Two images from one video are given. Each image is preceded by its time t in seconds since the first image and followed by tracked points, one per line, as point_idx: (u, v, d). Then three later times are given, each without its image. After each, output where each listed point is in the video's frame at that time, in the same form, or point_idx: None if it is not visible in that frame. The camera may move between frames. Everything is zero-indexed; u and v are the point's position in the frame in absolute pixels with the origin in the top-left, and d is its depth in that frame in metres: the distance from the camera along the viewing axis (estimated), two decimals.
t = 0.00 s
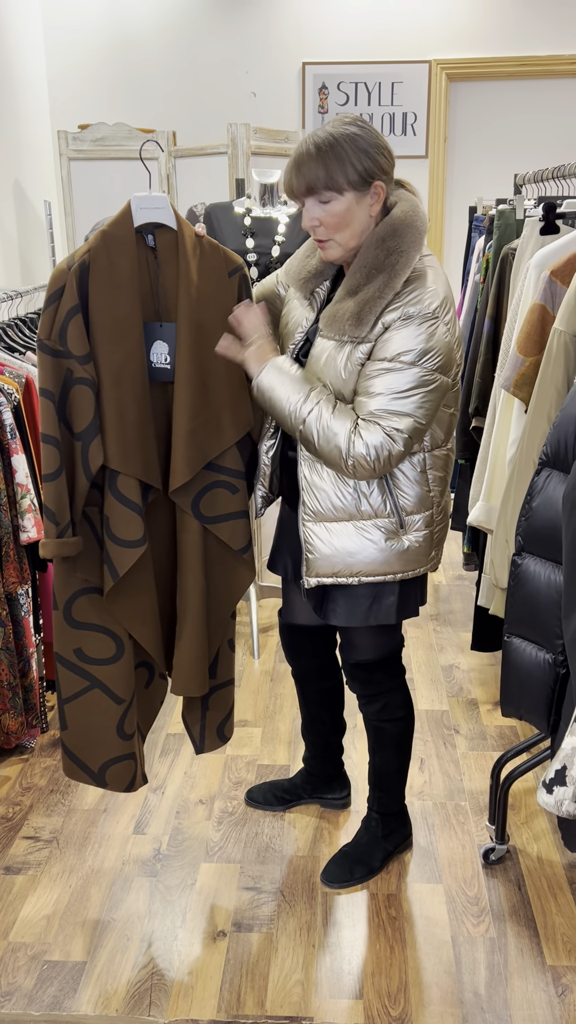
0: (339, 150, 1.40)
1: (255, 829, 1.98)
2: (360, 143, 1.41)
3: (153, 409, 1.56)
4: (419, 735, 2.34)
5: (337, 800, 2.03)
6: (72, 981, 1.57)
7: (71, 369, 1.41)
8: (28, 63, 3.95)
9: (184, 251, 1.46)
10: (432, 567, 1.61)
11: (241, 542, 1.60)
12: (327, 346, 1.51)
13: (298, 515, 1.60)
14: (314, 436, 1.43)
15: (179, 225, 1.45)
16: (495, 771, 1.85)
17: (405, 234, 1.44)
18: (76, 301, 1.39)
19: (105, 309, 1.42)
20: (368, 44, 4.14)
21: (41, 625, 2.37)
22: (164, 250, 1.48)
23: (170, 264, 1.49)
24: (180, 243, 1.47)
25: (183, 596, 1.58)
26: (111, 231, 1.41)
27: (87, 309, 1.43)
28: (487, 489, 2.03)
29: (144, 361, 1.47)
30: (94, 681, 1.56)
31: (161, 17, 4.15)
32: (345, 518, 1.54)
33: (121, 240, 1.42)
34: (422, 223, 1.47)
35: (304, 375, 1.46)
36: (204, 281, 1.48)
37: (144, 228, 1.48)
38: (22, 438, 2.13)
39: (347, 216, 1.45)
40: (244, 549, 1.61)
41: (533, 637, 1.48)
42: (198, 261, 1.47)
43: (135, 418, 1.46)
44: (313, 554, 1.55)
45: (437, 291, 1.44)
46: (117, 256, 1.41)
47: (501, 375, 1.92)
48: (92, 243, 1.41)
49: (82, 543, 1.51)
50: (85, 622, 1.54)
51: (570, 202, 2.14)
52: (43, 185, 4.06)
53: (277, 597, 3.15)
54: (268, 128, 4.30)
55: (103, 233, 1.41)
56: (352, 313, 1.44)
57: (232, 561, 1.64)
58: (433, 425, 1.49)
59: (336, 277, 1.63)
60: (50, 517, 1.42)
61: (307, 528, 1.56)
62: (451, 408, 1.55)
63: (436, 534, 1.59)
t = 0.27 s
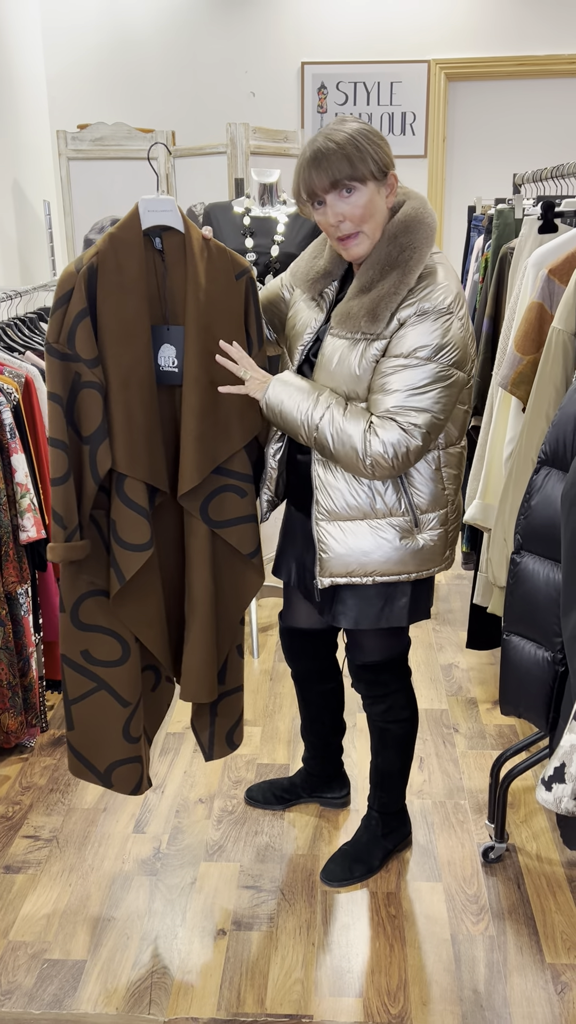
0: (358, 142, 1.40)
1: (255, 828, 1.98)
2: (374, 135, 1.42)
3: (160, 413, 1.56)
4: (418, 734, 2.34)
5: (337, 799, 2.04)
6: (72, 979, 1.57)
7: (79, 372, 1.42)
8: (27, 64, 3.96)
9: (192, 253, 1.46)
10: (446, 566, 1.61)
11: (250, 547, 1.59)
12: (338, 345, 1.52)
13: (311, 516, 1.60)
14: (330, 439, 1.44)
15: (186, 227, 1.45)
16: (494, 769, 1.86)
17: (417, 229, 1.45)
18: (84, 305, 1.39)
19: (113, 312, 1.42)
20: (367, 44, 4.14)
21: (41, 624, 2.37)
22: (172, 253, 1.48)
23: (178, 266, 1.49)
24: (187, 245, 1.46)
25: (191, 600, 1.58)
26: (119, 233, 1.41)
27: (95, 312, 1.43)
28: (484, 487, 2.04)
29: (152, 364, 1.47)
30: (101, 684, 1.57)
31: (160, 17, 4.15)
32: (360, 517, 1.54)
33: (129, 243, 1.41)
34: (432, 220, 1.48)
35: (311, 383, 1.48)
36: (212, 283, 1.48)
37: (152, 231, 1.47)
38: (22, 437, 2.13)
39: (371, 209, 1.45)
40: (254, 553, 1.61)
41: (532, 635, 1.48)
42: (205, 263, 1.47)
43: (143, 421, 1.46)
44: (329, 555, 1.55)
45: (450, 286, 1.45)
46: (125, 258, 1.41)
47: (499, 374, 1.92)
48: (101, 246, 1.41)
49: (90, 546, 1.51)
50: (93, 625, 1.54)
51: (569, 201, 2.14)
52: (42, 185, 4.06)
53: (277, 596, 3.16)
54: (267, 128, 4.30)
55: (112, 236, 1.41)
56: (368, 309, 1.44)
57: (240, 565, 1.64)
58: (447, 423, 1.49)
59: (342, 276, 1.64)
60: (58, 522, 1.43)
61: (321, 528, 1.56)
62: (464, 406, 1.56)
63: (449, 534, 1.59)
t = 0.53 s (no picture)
0: (369, 140, 1.41)
1: (255, 827, 1.98)
2: (385, 134, 1.43)
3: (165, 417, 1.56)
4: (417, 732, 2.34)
5: (336, 799, 2.04)
6: (71, 978, 1.57)
7: (85, 377, 1.41)
8: (25, 64, 3.96)
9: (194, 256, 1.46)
10: (456, 565, 1.61)
11: (260, 551, 1.59)
12: (349, 345, 1.52)
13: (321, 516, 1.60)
14: (344, 438, 1.44)
15: (189, 230, 1.45)
16: (493, 767, 1.86)
17: (426, 226, 1.46)
18: (89, 310, 1.39)
19: (116, 316, 1.42)
20: (365, 44, 4.14)
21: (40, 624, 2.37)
22: (175, 256, 1.48)
23: (180, 269, 1.49)
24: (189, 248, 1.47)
25: (202, 605, 1.58)
26: (122, 237, 1.41)
27: (99, 316, 1.43)
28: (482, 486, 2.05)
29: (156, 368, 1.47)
30: (111, 689, 1.57)
31: (158, 17, 4.15)
32: (372, 516, 1.54)
33: (131, 247, 1.42)
34: (439, 219, 1.48)
35: (323, 383, 1.48)
36: (215, 286, 1.48)
37: (154, 234, 1.47)
38: (21, 437, 2.13)
39: (379, 208, 1.46)
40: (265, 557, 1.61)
41: (530, 633, 1.49)
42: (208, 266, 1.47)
43: (148, 425, 1.47)
44: (341, 555, 1.55)
45: (462, 284, 1.46)
46: (128, 262, 1.42)
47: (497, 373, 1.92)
48: (103, 250, 1.41)
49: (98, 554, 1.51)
50: (102, 631, 1.54)
51: (567, 200, 2.13)
52: (41, 185, 4.06)
53: (276, 595, 3.16)
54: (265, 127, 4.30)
55: (114, 240, 1.41)
56: (380, 308, 1.44)
57: (250, 568, 1.64)
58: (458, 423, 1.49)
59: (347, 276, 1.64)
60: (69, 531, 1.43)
61: (332, 528, 1.56)
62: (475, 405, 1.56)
63: (458, 535, 1.59)
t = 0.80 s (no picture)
0: (360, 147, 1.40)
1: (254, 826, 1.99)
2: (383, 137, 1.41)
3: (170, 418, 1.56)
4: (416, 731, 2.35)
5: (335, 798, 2.04)
6: (71, 977, 1.58)
7: (90, 377, 1.41)
8: (24, 63, 3.95)
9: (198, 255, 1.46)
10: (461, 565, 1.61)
11: (267, 555, 1.60)
12: (353, 345, 1.51)
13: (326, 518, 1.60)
14: (352, 441, 1.44)
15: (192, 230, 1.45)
16: (492, 766, 1.86)
17: (431, 226, 1.45)
18: (94, 310, 1.39)
19: (121, 316, 1.42)
20: (363, 44, 4.14)
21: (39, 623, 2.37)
22: (178, 256, 1.49)
23: (184, 269, 1.49)
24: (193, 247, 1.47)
25: (210, 609, 1.58)
26: (125, 237, 1.42)
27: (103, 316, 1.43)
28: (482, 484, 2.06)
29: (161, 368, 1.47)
30: (115, 697, 1.57)
31: (156, 16, 4.15)
32: (378, 517, 1.54)
33: (135, 247, 1.42)
34: (444, 219, 1.48)
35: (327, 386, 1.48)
36: (219, 285, 1.48)
37: (158, 234, 1.48)
38: (21, 437, 2.14)
39: (370, 214, 1.46)
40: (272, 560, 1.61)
41: (528, 632, 1.49)
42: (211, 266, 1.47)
43: (154, 425, 1.47)
44: (348, 556, 1.55)
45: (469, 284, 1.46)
46: (133, 262, 1.42)
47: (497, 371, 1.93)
48: (108, 250, 1.41)
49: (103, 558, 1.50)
50: (106, 638, 1.54)
51: (566, 199, 2.13)
52: (39, 184, 4.06)
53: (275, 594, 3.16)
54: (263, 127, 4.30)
55: (118, 240, 1.41)
56: (386, 308, 1.44)
57: (256, 571, 1.65)
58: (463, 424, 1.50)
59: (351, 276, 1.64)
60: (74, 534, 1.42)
61: (337, 529, 1.55)
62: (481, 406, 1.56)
63: (463, 534, 1.60)
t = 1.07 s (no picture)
0: (358, 147, 1.40)
1: (254, 825, 1.99)
2: (383, 139, 1.41)
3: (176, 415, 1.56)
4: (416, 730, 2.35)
5: (335, 797, 2.05)
6: (71, 976, 1.58)
7: (96, 373, 1.41)
8: (23, 62, 3.95)
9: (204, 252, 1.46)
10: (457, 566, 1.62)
11: (270, 554, 1.60)
12: (353, 345, 1.52)
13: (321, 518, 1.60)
14: (340, 445, 1.43)
15: (199, 227, 1.45)
16: (492, 764, 1.86)
17: (432, 227, 1.45)
18: (101, 306, 1.39)
19: (128, 312, 1.41)
20: (362, 42, 4.14)
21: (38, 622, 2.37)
22: (185, 253, 1.48)
23: (190, 266, 1.49)
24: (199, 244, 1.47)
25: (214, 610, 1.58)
26: (133, 232, 1.41)
27: (110, 313, 1.43)
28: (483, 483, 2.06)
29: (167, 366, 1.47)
30: (117, 704, 1.56)
31: (155, 15, 4.15)
32: (371, 518, 1.54)
33: (143, 243, 1.42)
34: (447, 220, 1.48)
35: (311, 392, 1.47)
36: (225, 282, 1.48)
37: (165, 230, 1.47)
38: (20, 436, 2.13)
39: (365, 215, 1.46)
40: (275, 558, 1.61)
41: (528, 630, 1.49)
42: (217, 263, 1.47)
43: (160, 423, 1.47)
44: (340, 558, 1.55)
45: (465, 285, 1.46)
46: (140, 258, 1.42)
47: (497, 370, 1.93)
48: (115, 246, 1.41)
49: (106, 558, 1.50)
50: (109, 643, 1.54)
51: (564, 198, 2.14)
52: (38, 183, 4.06)
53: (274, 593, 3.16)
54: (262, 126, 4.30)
55: (125, 236, 1.41)
56: (383, 308, 1.44)
57: (259, 570, 1.65)
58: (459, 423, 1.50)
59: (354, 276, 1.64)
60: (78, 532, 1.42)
61: (331, 530, 1.56)
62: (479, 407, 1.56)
63: (460, 535, 1.60)
